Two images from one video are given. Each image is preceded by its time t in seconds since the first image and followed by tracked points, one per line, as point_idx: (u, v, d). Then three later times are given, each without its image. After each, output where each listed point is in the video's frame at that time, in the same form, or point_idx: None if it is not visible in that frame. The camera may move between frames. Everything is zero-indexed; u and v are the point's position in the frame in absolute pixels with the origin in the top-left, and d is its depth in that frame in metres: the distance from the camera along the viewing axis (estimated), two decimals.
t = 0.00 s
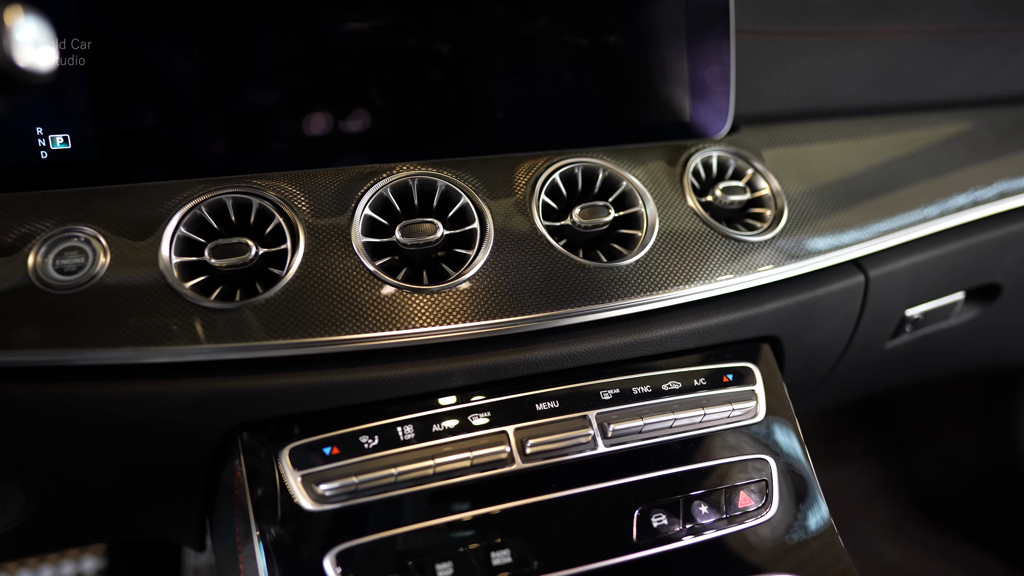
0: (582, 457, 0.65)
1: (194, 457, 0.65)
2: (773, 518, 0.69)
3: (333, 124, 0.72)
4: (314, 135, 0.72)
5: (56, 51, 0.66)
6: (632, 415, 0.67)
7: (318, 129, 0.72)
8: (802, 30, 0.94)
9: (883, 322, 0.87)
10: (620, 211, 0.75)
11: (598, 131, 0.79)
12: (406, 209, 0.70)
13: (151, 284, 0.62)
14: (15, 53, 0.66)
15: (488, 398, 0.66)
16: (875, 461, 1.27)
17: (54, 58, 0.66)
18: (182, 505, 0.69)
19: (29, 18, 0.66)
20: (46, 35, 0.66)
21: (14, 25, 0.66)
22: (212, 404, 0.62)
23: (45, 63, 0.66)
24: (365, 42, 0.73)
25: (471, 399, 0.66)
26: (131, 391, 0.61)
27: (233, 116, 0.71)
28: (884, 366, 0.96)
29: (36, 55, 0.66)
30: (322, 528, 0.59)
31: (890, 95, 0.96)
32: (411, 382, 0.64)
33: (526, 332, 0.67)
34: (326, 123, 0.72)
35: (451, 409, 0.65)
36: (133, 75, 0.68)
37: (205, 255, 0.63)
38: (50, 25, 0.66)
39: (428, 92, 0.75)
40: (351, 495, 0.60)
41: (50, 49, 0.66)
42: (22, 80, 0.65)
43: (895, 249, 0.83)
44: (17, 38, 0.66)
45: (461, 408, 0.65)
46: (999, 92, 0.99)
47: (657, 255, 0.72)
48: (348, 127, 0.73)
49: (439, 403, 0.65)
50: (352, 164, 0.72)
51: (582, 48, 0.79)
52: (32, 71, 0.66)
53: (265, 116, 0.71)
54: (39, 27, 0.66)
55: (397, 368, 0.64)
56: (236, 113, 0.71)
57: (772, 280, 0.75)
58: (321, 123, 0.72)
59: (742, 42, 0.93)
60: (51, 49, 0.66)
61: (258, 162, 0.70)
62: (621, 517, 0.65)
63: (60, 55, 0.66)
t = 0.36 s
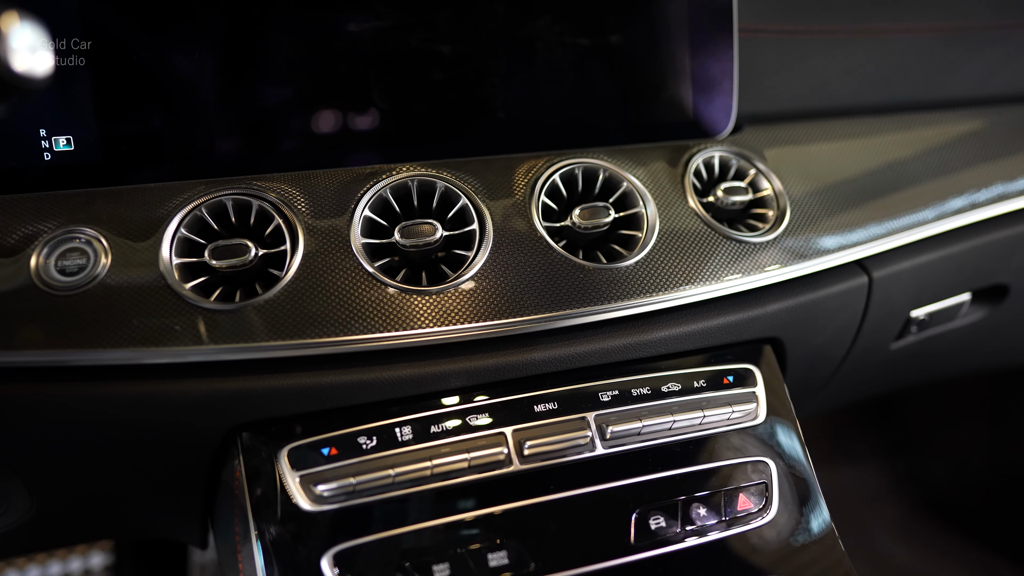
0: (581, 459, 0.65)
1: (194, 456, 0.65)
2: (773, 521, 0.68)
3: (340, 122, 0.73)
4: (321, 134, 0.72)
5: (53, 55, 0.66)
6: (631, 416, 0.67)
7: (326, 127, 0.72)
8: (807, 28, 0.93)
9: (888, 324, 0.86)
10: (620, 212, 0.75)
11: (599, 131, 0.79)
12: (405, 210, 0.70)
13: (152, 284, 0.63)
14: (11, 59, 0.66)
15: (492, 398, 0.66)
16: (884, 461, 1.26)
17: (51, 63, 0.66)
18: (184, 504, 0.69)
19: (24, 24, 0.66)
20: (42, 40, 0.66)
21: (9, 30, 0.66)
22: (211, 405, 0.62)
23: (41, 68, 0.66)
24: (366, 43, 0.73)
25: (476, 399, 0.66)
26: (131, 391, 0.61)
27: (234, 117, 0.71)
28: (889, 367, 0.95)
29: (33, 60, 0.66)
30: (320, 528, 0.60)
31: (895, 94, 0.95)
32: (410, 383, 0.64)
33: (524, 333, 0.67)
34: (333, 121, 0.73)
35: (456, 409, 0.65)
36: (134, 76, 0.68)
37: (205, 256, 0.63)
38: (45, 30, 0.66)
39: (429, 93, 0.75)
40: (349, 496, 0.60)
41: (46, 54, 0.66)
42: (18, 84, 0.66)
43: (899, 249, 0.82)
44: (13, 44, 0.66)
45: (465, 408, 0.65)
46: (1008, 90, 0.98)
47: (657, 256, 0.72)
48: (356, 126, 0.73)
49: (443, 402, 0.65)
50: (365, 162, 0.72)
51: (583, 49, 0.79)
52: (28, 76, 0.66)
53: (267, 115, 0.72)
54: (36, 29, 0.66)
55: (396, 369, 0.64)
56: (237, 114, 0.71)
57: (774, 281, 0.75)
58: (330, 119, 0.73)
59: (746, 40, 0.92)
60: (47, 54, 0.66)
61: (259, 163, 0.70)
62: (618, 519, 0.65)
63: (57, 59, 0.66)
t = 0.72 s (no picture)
0: (576, 460, 0.65)
1: (192, 456, 0.66)
2: (769, 522, 0.69)
3: (347, 118, 0.73)
4: (330, 130, 0.73)
5: (45, 61, 0.66)
6: (626, 418, 0.67)
7: (334, 123, 0.73)
8: (810, 27, 0.93)
9: (889, 325, 0.85)
10: (617, 213, 0.74)
11: (598, 131, 0.79)
12: (402, 211, 0.71)
13: (149, 284, 0.63)
14: (3, 65, 0.66)
15: (497, 397, 0.67)
16: (893, 462, 1.26)
17: (43, 67, 0.66)
18: (184, 502, 0.70)
19: (16, 31, 0.66)
20: (34, 45, 0.66)
21: None
22: (208, 405, 0.63)
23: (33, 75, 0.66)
24: (364, 44, 0.73)
25: (478, 398, 0.66)
26: (128, 391, 0.62)
27: (232, 119, 0.71)
28: (892, 368, 0.95)
29: (25, 66, 0.66)
30: (315, 527, 0.60)
31: (899, 93, 0.94)
32: (405, 384, 0.64)
33: (519, 334, 0.67)
34: (341, 117, 0.73)
35: (458, 408, 0.65)
36: (131, 77, 0.69)
37: (203, 257, 0.64)
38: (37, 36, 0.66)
39: (428, 93, 0.75)
40: (343, 496, 0.61)
41: (39, 60, 0.66)
42: (12, 89, 0.66)
43: (899, 250, 0.81)
44: (4, 50, 0.66)
45: (467, 406, 0.66)
46: (1014, 88, 0.97)
47: (653, 257, 0.72)
48: (363, 121, 0.73)
49: (445, 402, 0.66)
50: (378, 157, 0.73)
51: (583, 49, 0.78)
52: (21, 82, 0.66)
53: (265, 116, 0.72)
54: (31, 32, 0.66)
55: (391, 370, 0.64)
56: (236, 115, 0.71)
57: (772, 283, 0.74)
58: (338, 116, 0.73)
59: (748, 40, 0.92)
60: (40, 60, 0.66)
61: (257, 163, 0.71)
62: (611, 521, 0.65)
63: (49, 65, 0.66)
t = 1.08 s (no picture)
0: (569, 460, 0.65)
1: (188, 454, 0.66)
2: (761, 523, 0.69)
3: (357, 115, 0.73)
4: (339, 127, 0.73)
5: (33, 62, 0.67)
6: (619, 419, 0.67)
7: (343, 120, 0.73)
8: (809, 27, 0.93)
9: (888, 326, 0.85)
10: (612, 213, 0.74)
11: (594, 132, 0.79)
12: (398, 210, 0.71)
13: (145, 283, 0.64)
14: None
15: (496, 396, 0.67)
16: (899, 463, 1.26)
17: (32, 68, 0.67)
18: (182, 500, 0.70)
19: (3, 33, 0.66)
20: (21, 47, 0.67)
21: None
22: (202, 404, 0.63)
23: (21, 77, 0.67)
24: (361, 44, 0.73)
25: (478, 397, 0.67)
26: (124, 389, 0.62)
27: (229, 119, 0.71)
28: (892, 369, 0.94)
29: (13, 68, 0.66)
30: (308, 526, 0.61)
31: (900, 93, 0.93)
32: (398, 383, 0.65)
33: (512, 334, 0.67)
34: (350, 113, 0.73)
35: (457, 407, 0.66)
36: (127, 77, 0.69)
37: (198, 256, 0.64)
38: (25, 37, 0.67)
39: (425, 94, 0.75)
40: (335, 495, 0.61)
41: (27, 61, 0.67)
42: (5, 91, 0.66)
43: (898, 251, 0.81)
44: None
45: (467, 405, 0.66)
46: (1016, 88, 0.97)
47: (648, 257, 0.72)
48: (372, 118, 0.74)
49: (445, 400, 0.66)
50: (389, 155, 0.73)
51: (580, 49, 0.78)
52: (11, 84, 0.66)
53: (262, 116, 0.72)
54: (31, 32, 0.67)
55: (385, 369, 0.64)
56: (234, 115, 0.71)
57: (768, 283, 0.74)
58: (348, 112, 0.73)
59: (747, 40, 0.92)
60: (28, 61, 0.67)
61: (254, 164, 0.71)
62: (603, 521, 0.65)
63: (37, 66, 0.67)
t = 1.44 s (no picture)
0: (561, 459, 0.66)
1: (183, 451, 0.67)
2: (754, 524, 0.68)
3: (367, 114, 0.74)
4: (339, 126, 0.73)
5: (21, 61, 0.67)
6: (612, 417, 0.67)
7: (354, 119, 0.73)
8: (812, 25, 0.92)
9: (887, 326, 0.84)
10: (608, 211, 0.75)
11: (591, 130, 0.78)
12: (392, 209, 0.72)
13: (140, 280, 0.64)
14: None
15: (495, 393, 0.67)
16: (903, 463, 1.25)
17: (18, 67, 0.67)
18: (178, 496, 0.71)
19: None
20: (9, 45, 0.67)
21: None
22: (196, 401, 0.64)
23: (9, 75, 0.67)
24: (356, 42, 0.73)
25: (478, 395, 0.67)
26: (119, 387, 0.63)
27: (224, 117, 0.72)
28: (892, 370, 0.94)
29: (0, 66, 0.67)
30: (301, 522, 0.61)
31: (903, 91, 0.93)
32: (392, 381, 0.65)
33: (506, 333, 0.67)
34: (360, 112, 0.73)
35: (457, 404, 0.66)
36: (123, 76, 0.69)
37: (193, 254, 0.65)
38: (14, 36, 0.67)
39: (421, 92, 0.75)
40: (327, 492, 0.62)
41: (15, 60, 0.67)
42: None
43: (897, 251, 0.80)
44: None
45: (470, 402, 0.66)
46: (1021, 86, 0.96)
47: (643, 256, 0.72)
48: (382, 117, 0.74)
49: (445, 398, 0.66)
50: (401, 152, 0.74)
51: (578, 47, 0.78)
52: None
53: (257, 114, 0.72)
54: (31, 32, 0.67)
55: (378, 367, 0.65)
56: (228, 114, 0.72)
57: (764, 283, 0.74)
58: (358, 111, 0.73)
59: (748, 37, 0.91)
60: (15, 59, 0.67)
61: (250, 162, 0.72)
62: (594, 520, 0.65)
63: (24, 65, 0.67)
